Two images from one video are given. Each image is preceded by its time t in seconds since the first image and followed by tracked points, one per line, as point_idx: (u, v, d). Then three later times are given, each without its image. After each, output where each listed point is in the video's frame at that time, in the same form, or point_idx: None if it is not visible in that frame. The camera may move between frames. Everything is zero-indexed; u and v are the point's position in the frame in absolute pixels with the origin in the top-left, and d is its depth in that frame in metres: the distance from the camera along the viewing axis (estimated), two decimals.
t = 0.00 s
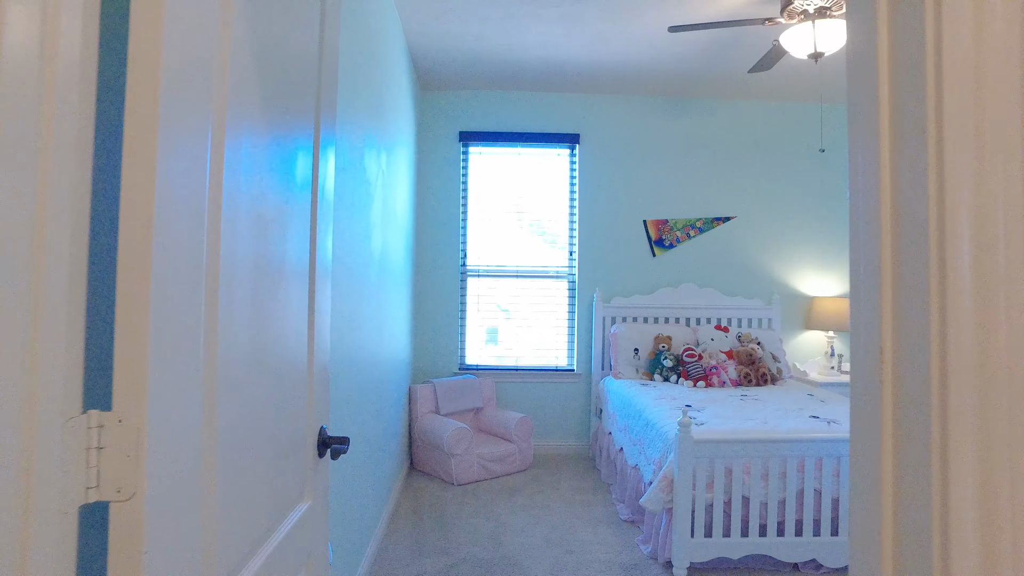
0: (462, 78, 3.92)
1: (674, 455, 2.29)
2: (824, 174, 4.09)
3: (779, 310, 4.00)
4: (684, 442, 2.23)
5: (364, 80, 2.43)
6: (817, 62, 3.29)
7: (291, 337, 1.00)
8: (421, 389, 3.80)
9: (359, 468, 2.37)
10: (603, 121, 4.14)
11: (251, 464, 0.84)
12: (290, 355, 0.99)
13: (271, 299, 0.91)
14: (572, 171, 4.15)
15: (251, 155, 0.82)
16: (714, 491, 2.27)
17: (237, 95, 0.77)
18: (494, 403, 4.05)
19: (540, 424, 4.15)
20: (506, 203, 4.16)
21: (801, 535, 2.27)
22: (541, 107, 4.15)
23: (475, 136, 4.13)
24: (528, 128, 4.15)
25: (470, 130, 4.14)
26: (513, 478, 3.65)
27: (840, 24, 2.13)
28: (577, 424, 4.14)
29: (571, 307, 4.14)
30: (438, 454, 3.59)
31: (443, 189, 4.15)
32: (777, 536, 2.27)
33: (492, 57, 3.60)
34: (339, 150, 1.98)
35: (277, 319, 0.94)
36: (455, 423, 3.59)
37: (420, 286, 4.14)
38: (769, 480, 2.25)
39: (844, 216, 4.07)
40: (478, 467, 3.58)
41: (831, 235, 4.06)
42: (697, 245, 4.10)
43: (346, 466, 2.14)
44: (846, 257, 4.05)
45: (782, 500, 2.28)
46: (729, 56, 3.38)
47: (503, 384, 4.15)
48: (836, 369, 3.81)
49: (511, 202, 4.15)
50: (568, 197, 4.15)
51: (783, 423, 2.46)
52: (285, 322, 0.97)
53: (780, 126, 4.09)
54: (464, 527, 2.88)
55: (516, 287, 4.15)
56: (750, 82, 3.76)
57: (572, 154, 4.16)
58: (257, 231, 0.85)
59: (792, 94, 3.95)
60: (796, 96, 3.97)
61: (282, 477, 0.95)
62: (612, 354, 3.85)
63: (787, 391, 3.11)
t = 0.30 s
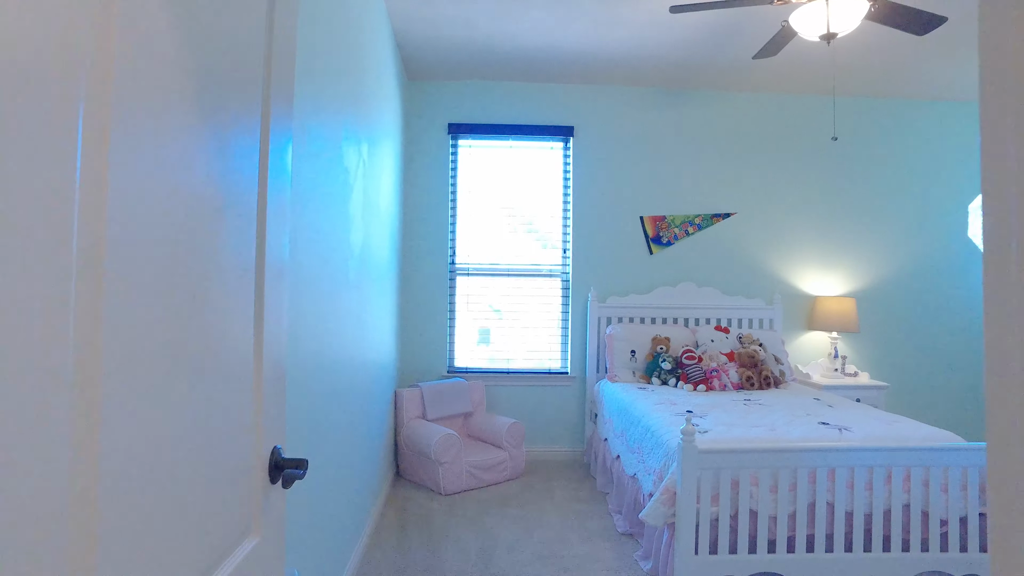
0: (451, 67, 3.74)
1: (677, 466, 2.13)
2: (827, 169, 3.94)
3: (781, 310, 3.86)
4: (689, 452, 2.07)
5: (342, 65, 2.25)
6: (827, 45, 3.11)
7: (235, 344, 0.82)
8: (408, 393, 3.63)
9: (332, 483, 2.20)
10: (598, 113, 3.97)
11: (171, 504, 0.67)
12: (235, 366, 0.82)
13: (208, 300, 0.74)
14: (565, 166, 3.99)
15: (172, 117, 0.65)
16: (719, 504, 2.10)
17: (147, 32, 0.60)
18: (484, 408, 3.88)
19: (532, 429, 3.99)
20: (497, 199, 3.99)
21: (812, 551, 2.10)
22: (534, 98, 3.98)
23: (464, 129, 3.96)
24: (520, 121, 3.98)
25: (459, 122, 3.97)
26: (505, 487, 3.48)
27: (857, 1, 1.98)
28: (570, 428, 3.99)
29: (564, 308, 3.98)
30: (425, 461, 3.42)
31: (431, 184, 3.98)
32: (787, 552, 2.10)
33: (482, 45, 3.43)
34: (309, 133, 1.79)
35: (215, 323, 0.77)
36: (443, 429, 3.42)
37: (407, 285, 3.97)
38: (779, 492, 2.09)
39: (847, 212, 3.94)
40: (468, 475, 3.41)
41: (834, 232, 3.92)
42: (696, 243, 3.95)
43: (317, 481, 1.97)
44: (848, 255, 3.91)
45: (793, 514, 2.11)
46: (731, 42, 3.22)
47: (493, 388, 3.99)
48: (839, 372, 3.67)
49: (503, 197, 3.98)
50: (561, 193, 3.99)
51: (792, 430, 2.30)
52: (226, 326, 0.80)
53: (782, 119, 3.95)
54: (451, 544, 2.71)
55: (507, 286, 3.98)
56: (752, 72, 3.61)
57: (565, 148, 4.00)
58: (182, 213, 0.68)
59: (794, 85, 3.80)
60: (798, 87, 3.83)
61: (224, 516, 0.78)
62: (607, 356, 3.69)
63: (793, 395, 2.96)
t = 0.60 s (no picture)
0: (427, 57, 3.58)
1: (667, 477, 2.01)
2: (812, 167, 3.88)
3: (766, 312, 3.78)
4: (680, 463, 1.94)
5: (306, 48, 2.07)
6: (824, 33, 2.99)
7: (165, 356, 0.67)
8: (380, 398, 3.46)
9: (296, 502, 2.02)
10: (580, 107, 3.85)
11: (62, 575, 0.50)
12: (158, 386, 0.66)
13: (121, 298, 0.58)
14: (546, 162, 3.86)
15: (62, 66, 0.49)
16: (712, 517, 1.98)
17: None
18: (461, 414, 3.73)
19: (512, 435, 3.84)
20: (476, 196, 3.83)
21: (809, 565, 1.99)
22: (514, 92, 3.84)
23: (441, 122, 3.79)
24: (499, 115, 3.83)
25: (436, 116, 3.80)
26: (483, 497, 3.33)
27: None
28: (552, 434, 3.85)
29: (544, 309, 3.85)
30: (399, 471, 3.25)
31: (406, 180, 3.81)
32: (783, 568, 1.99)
33: (462, 34, 3.27)
34: (265, 122, 1.61)
35: (130, 333, 0.61)
36: (418, 437, 3.26)
37: (380, 286, 3.79)
38: (774, 504, 1.97)
39: (832, 212, 3.87)
40: (444, 484, 3.25)
41: (819, 232, 3.86)
42: (680, 242, 3.85)
43: (278, 501, 1.80)
44: (833, 255, 3.85)
45: (789, 526, 2.00)
46: (721, 32, 3.12)
47: (472, 392, 3.83)
48: (825, 373, 3.58)
49: (481, 194, 3.82)
50: (542, 190, 3.85)
51: (786, 438, 2.19)
52: (146, 335, 0.64)
53: (767, 116, 3.87)
54: (428, 561, 2.54)
55: (486, 286, 3.83)
56: (740, 66, 3.51)
57: (546, 143, 3.86)
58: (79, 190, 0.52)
59: (781, 81, 3.72)
60: (785, 83, 3.75)
61: (141, 575, 0.61)
62: (590, 359, 3.56)
63: (782, 400, 2.87)
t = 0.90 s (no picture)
0: (395, 46, 3.44)
1: (646, 482, 1.93)
2: (783, 167, 3.88)
3: (737, 311, 3.76)
4: (660, 468, 1.87)
5: (262, 28, 1.91)
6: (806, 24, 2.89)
7: (79, 361, 0.54)
8: (344, 401, 3.30)
9: (250, 517, 1.86)
10: (552, 102, 3.76)
11: None
12: (69, 396, 0.53)
13: (10, 291, 0.45)
14: (517, 158, 3.76)
15: None
16: (693, 523, 1.91)
17: None
18: (429, 417, 3.59)
19: (482, 438, 3.73)
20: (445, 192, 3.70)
21: (790, 570, 1.94)
22: (485, 85, 3.73)
23: (409, 115, 3.65)
24: (469, 109, 3.71)
25: (403, 108, 3.67)
26: (452, 503, 3.21)
27: None
28: (522, 436, 3.75)
29: (515, 308, 3.75)
30: (364, 477, 3.10)
31: (372, 174, 3.66)
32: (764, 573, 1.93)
33: (431, 22, 3.14)
34: (214, 109, 1.45)
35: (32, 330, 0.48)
36: (384, 441, 3.11)
37: (344, 284, 3.63)
38: (755, 508, 1.92)
39: (802, 212, 3.89)
40: (411, 490, 3.11)
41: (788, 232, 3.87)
42: (652, 240, 3.80)
43: (229, 517, 1.64)
44: (802, 255, 3.87)
45: (769, 530, 1.94)
46: (697, 27, 3.06)
47: (440, 395, 3.70)
48: (797, 372, 3.61)
49: (450, 190, 3.70)
50: (513, 187, 3.75)
51: (765, 439, 2.15)
52: (55, 332, 0.51)
53: (739, 114, 3.86)
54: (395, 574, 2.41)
55: (454, 285, 3.70)
56: (714, 62, 3.48)
57: (517, 139, 3.76)
58: None
59: (753, 79, 3.71)
60: (757, 81, 3.74)
61: None
62: (562, 360, 3.48)
63: (757, 400, 2.84)
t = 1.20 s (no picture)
0: (354, 34, 3.26)
1: (622, 493, 1.82)
2: (751, 167, 3.86)
3: (707, 311, 3.72)
4: (637, 477, 1.76)
5: (203, 5, 1.72)
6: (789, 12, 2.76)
7: None
8: (301, 407, 3.10)
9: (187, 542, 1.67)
10: (520, 96, 3.64)
11: None
12: None
13: None
14: (483, 153, 3.63)
15: None
16: (671, 535, 1.81)
17: None
18: (391, 422, 3.42)
19: (447, 445, 3.58)
20: (407, 187, 3.54)
21: None
22: (450, 76, 3.59)
23: (369, 107, 3.47)
24: (433, 101, 3.56)
25: (363, 99, 3.48)
26: (415, 514, 3.05)
27: None
28: (488, 442, 3.62)
29: (480, 309, 3.61)
30: (321, 488, 2.91)
31: (331, 168, 3.47)
32: None
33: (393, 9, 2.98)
34: (127, 93, 1.27)
35: None
36: (343, 450, 2.93)
37: (300, 284, 3.43)
38: (735, 518, 1.83)
39: (769, 212, 3.87)
40: (372, 501, 2.94)
41: (756, 232, 3.85)
42: (621, 239, 3.72)
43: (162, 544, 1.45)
44: (770, 255, 3.86)
45: (750, 541, 1.86)
46: (670, 20, 2.99)
47: (402, 400, 3.53)
48: (767, 373, 3.60)
49: (413, 185, 3.54)
50: (479, 183, 3.61)
51: (743, 445, 2.07)
52: None
53: (708, 111, 3.82)
54: None
55: (417, 285, 3.54)
56: (685, 58, 3.42)
57: (483, 133, 3.63)
58: None
59: (722, 76, 3.68)
60: (727, 78, 3.71)
61: None
62: (530, 362, 3.36)
63: (730, 403, 2.77)
